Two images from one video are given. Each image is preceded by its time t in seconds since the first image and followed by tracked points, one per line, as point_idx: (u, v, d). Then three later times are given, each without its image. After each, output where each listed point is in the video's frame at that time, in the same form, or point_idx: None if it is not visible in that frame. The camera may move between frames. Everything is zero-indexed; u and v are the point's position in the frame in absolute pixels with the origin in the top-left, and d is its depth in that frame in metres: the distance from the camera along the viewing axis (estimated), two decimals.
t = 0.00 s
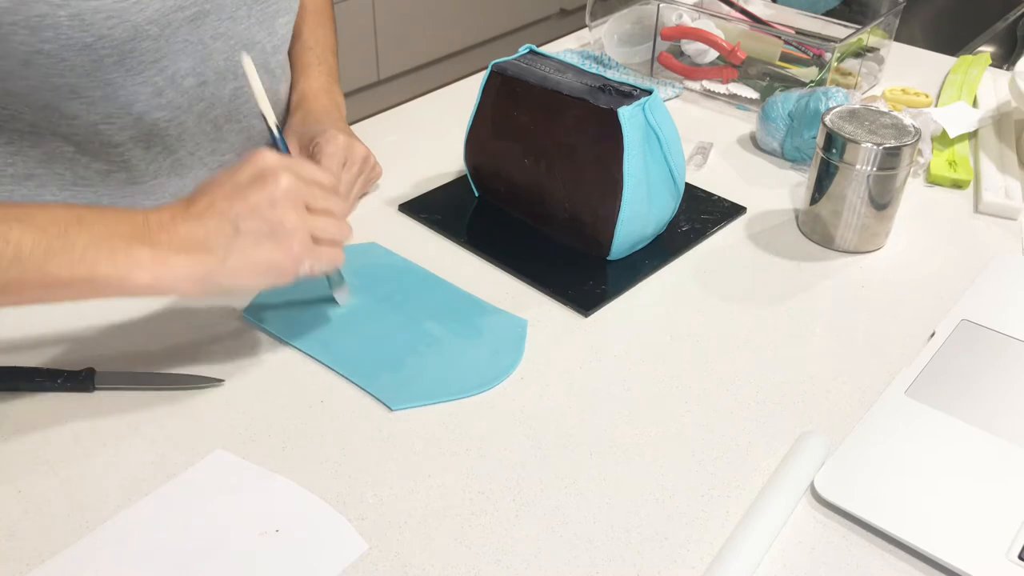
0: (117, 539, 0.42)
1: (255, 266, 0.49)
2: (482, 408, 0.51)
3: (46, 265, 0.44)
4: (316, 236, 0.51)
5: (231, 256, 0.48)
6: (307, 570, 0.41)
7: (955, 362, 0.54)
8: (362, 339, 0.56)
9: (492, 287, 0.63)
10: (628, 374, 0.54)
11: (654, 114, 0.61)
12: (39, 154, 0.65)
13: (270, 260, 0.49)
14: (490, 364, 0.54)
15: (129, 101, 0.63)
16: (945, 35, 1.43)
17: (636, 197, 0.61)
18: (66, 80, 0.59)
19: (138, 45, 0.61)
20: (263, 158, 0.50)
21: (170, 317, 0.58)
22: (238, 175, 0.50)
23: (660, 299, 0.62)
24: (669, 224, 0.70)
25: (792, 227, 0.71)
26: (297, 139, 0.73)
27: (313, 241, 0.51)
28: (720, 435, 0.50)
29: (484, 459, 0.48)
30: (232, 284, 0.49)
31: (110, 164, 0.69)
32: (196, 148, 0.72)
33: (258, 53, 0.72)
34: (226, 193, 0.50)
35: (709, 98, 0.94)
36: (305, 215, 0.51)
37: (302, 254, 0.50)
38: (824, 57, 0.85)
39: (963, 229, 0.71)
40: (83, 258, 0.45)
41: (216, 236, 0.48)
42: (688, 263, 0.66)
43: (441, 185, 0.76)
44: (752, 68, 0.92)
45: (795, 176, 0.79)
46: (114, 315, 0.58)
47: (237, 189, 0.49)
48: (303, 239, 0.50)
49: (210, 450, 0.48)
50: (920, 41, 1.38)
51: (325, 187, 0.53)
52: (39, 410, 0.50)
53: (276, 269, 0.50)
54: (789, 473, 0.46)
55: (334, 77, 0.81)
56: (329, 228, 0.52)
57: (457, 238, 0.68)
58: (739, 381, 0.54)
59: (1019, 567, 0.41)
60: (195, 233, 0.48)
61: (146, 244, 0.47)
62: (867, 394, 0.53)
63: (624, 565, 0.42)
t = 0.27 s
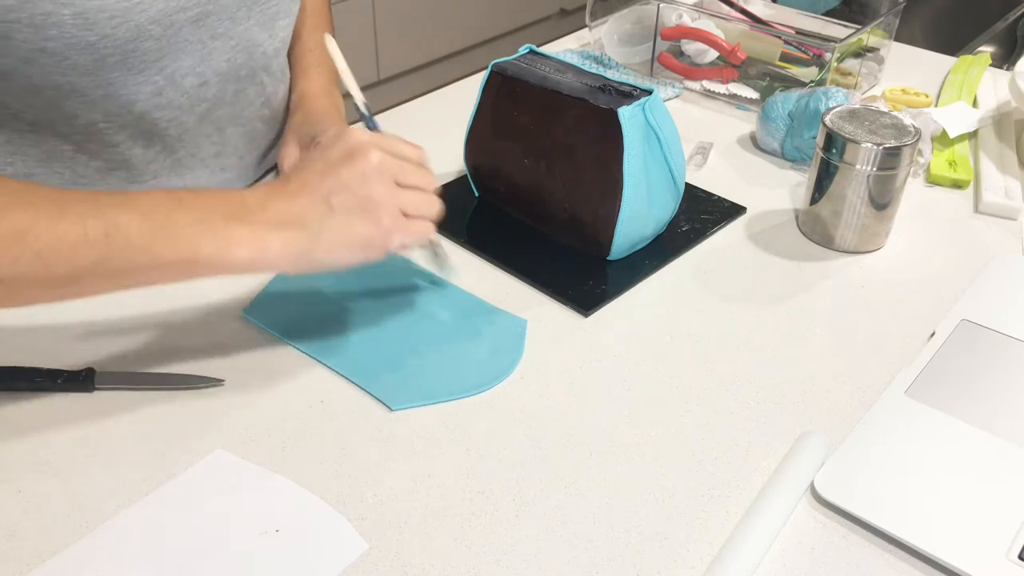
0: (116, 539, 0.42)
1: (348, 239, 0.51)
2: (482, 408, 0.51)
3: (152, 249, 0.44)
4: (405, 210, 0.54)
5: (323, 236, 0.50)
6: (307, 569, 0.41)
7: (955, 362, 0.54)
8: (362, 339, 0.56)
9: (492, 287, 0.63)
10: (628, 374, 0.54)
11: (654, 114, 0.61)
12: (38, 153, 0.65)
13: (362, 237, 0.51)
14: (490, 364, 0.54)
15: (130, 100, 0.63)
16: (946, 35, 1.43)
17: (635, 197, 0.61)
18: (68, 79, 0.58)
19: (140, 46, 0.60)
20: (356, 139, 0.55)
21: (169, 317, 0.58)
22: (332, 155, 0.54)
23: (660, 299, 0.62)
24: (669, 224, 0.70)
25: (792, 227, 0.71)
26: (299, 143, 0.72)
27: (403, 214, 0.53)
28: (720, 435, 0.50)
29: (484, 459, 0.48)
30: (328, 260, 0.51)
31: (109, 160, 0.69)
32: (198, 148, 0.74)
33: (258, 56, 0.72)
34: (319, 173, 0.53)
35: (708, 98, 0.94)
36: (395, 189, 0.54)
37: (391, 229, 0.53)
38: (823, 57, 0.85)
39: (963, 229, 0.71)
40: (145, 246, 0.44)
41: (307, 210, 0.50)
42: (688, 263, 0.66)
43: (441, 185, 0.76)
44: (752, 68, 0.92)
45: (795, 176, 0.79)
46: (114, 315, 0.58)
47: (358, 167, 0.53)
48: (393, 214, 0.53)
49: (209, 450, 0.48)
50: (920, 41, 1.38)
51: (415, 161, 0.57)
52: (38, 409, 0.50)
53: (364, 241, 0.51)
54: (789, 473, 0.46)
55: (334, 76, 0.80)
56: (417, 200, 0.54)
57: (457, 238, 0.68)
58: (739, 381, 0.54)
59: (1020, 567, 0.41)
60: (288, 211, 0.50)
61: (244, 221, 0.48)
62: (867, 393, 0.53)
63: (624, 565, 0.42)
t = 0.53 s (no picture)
0: (116, 539, 0.42)
1: (249, 244, 0.50)
2: (482, 407, 0.51)
3: (37, 241, 0.44)
4: (307, 223, 0.53)
5: (224, 237, 0.49)
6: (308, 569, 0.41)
7: (955, 362, 0.54)
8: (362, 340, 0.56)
9: (491, 287, 0.63)
10: (628, 374, 0.54)
11: (654, 115, 0.61)
12: (37, 150, 0.65)
13: (263, 243, 0.51)
14: (490, 364, 0.54)
15: (125, 98, 0.65)
16: (945, 35, 1.43)
17: (635, 198, 0.61)
18: (60, 78, 0.60)
19: (132, 42, 0.62)
20: (259, 145, 0.53)
21: (170, 317, 0.58)
22: (238, 158, 0.52)
23: (660, 299, 0.62)
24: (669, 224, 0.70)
25: (792, 227, 0.71)
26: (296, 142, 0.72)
27: (303, 229, 0.53)
28: (721, 434, 0.50)
29: (484, 458, 0.48)
30: (224, 264, 0.50)
31: (108, 163, 0.70)
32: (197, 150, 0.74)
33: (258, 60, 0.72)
34: (223, 177, 0.51)
35: (709, 98, 0.94)
36: (299, 203, 0.53)
37: (291, 241, 0.52)
38: (823, 57, 0.85)
39: (963, 228, 0.71)
40: (76, 229, 0.45)
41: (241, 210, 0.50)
42: (688, 263, 0.66)
43: (441, 185, 0.76)
44: (752, 68, 0.92)
45: (795, 176, 0.79)
46: (114, 315, 0.58)
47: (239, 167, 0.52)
48: (295, 228, 0.52)
49: (210, 450, 0.48)
50: (920, 41, 1.38)
51: (322, 179, 0.56)
52: (40, 409, 0.50)
53: (265, 252, 0.51)
54: (789, 472, 0.46)
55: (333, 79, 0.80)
56: (316, 219, 0.54)
57: (457, 238, 0.68)
58: (739, 381, 0.54)
59: (1020, 567, 0.41)
60: (189, 211, 0.49)
61: (139, 219, 0.47)
62: (867, 393, 0.53)
63: (624, 565, 0.42)
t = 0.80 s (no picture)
0: (116, 539, 0.42)
1: (169, 295, 0.48)
2: (482, 407, 0.51)
3: None
4: (240, 274, 0.50)
5: (140, 284, 0.48)
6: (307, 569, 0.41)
7: (955, 362, 0.54)
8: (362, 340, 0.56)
9: (491, 287, 0.63)
10: (627, 374, 0.54)
11: (654, 115, 0.61)
12: (35, 152, 0.70)
13: (182, 290, 0.48)
14: (490, 364, 0.54)
15: (124, 98, 0.69)
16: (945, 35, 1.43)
17: (635, 197, 0.61)
18: (60, 77, 0.64)
19: (127, 39, 0.66)
20: (199, 189, 0.50)
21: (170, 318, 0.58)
22: (173, 201, 0.50)
23: (660, 299, 0.62)
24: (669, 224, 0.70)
25: (792, 227, 0.71)
26: (295, 136, 0.76)
27: (232, 277, 0.49)
28: (721, 434, 0.50)
29: (484, 459, 0.48)
30: (147, 311, 0.49)
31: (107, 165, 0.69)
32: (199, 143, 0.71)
33: (252, 49, 0.76)
34: (151, 222, 0.50)
35: (709, 98, 0.94)
36: (234, 251, 0.49)
37: (216, 292, 0.49)
38: (823, 57, 0.85)
39: (963, 228, 0.71)
40: None
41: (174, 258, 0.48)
42: (688, 263, 0.66)
43: (441, 185, 0.76)
44: (752, 68, 0.92)
45: (795, 176, 0.79)
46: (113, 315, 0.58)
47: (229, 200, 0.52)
48: (222, 276, 0.49)
49: (210, 450, 0.48)
50: (920, 40, 1.38)
51: (265, 223, 0.52)
52: (40, 410, 0.50)
53: (189, 302, 0.49)
54: (789, 472, 0.46)
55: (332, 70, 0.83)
56: (261, 268, 0.50)
57: (457, 238, 0.68)
58: (739, 381, 0.54)
59: (1020, 567, 0.41)
60: (111, 251, 0.48)
61: (55, 254, 0.48)
62: (867, 393, 0.53)
63: (624, 565, 0.42)
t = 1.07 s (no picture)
0: (115, 540, 0.42)
1: (112, 283, 0.50)
2: (483, 407, 0.51)
3: None
4: (187, 267, 0.51)
5: (87, 271, 0.50)
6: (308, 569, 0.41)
7: (955, 362, 0.54)
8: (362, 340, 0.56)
9: (491, 287, 0.63)
10: (627, 374, 0.54)
11: (654, 114, 0.61)
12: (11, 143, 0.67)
13: (121, 281, 0.50)
14: (490, 364, 0.54)
15: (88, 82, 0.67)
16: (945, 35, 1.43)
17: (635, 197, 0.61)
18: (14, 60, 0.63)
19: (80, 18, 0.65)
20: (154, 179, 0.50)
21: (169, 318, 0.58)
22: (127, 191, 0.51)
23: (660, 299, 0.62)
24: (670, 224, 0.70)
25: (792, 227, 0.71)
26: (284, 137, 0.76)
27: (179, 273, 0.50)
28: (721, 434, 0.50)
29: (484, 459, 0.48)
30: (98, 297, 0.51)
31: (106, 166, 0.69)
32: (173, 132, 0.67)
33: (221, 30, 0.76)
34: (106, 209, 0.51)
35: (709, 98, 0.94)
36: (182, 243, 0.51)
37: (158, 286, 0.50)
38: (823, 57, 0.85)
39: (963, 228, 0.71)
40: None
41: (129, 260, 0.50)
42: (688, 263, 0.66)
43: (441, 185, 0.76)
44: (752, 68, 0.92)
45: (795, 176, 0.79)
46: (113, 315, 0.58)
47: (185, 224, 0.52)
48: (168, 270, 0.50)
49: (210, 450, 0.48)
50: (920, 40, 1.38)
51: (231, 217, 0.54)
52: (39, 409, 0.50)
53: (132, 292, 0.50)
54: (789, 473, 0.46)
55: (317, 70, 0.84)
56: (205, 262, 0.51)
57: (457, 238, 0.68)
58: (739, 381, 0.54)
59: (1020, 567, 0.41)
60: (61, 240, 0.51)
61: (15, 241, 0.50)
62: (868, 393, 0.53)
63: (624, 565, 0.42)
